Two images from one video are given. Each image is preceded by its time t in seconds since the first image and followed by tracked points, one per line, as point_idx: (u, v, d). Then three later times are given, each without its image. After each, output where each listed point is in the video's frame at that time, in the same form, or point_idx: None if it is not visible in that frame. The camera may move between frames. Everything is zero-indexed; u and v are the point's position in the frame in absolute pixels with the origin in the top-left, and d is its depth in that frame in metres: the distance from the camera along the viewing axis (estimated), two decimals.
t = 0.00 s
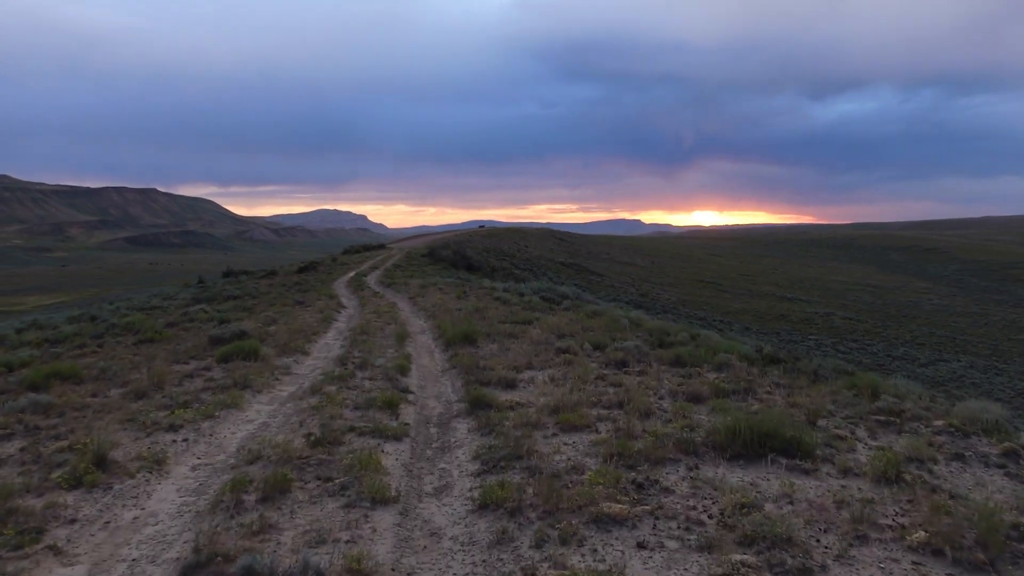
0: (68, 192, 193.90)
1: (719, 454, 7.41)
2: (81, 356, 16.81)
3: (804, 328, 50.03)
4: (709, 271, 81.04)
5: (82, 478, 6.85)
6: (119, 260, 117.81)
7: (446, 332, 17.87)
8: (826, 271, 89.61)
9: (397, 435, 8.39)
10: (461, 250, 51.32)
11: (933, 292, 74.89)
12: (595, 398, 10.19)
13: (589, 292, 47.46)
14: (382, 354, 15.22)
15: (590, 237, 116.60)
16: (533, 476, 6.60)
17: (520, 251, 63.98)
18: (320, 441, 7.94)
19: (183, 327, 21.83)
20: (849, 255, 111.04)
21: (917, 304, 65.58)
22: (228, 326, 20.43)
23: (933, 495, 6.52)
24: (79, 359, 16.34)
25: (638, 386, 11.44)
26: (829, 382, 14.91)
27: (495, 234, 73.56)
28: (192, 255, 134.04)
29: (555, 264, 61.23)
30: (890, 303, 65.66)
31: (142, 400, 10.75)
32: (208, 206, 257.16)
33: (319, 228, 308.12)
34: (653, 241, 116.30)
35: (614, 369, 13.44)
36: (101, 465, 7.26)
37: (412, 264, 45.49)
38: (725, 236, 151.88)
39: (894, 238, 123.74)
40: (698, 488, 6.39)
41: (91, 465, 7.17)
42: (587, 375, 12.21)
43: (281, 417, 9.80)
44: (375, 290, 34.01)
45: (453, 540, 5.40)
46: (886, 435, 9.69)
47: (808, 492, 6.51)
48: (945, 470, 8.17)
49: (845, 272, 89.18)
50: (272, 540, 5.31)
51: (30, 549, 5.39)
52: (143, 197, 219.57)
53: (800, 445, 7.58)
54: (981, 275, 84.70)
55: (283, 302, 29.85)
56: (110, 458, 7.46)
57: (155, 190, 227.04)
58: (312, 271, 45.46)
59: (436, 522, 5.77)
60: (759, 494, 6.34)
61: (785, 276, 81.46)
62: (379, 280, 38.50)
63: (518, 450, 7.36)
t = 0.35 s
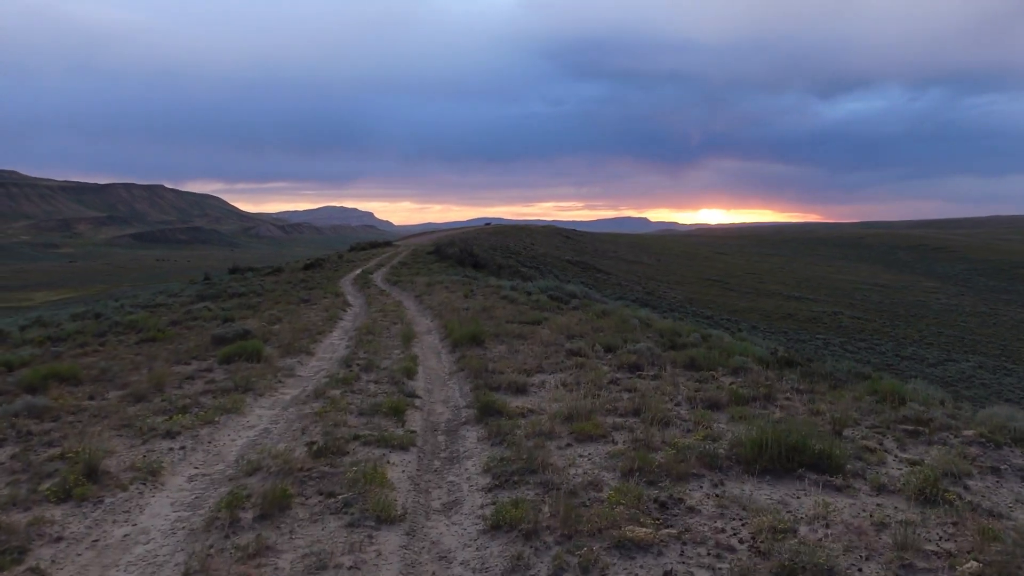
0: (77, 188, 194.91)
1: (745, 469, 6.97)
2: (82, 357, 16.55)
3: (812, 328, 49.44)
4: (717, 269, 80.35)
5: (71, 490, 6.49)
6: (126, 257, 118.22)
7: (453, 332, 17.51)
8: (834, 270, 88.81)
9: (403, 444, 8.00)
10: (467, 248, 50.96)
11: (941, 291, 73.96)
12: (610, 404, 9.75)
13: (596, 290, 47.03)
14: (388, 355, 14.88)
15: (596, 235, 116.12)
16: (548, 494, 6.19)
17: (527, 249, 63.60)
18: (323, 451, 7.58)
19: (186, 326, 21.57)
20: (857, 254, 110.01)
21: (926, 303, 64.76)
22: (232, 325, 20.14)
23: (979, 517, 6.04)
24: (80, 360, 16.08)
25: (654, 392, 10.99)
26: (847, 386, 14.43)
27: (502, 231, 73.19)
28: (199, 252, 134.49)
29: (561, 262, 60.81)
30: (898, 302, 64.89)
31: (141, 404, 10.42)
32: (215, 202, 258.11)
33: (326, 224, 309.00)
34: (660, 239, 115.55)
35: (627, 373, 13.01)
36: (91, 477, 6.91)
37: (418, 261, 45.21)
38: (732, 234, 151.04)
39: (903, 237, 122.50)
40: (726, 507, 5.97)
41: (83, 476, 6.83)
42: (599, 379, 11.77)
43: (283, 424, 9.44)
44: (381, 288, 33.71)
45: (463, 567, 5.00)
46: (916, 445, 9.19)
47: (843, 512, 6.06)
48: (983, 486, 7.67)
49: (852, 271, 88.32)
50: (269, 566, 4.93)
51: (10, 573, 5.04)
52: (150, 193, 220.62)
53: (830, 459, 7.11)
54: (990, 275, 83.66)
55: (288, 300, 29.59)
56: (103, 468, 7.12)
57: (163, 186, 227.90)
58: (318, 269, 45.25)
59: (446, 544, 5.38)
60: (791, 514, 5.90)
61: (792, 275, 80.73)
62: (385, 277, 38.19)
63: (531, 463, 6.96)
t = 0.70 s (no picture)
0: (80, 185, 195.15)
1: (764, 475, 6.55)
2: (76, 356, 16.21)
3: (816, 324, 48.95)
4: (720, 265, 79.77)
5: (46, 500, 6.12)
6: (129, 254, 118.28)
7: (455, 330, 17.11)
8: (837, 267, 88.24)
9: (401, 448, 7.60)
10: (469, 244, 50.58)
11: (945, 287, 73.28)
12: (617, 405, 9.33)
13: (598, 287, 46.61)
14: (388, 354, 14.48)
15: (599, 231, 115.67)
16: (553, 503, 5.79)
17: (530, 245, 63.21)
18: (315, 455, 7.19)
19: (184, 324, 21.23)
20: (860, 250, 109.30)
21: (930, 299, 64.14)
22: (229, 322, 19.79)
23: (1017, 528, 5.59)
24: (74, 359, 15.75)
25: (662, 392, 10.58)
26: (860, 385, 13.98)
27: (504, 228, 72.81)
28: (202, 248, 134.56)
29: (564, 258, 60.41)
30: (902, 298, 64.27)
31: (130, 406, 10.05)
32: (218, 199, 258.24)
33: (329, 222, 308.97)
34: (662, 235, 114.91)
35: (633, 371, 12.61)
36: (70, 485, 6.53)
37: (419, 258, 44.83)
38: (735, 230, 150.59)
39: (906, 233, 121.78)
40: (745, 517, 5.56)
41: (60, 485, 6.45)
42: (605, 379, 11.33)
43: (277, 426, 9.06)
44: (383, 285, 33.37)
45: None
46: (939, 447, 8.74)
47: (870, 523, 5.63)
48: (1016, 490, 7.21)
49: (856, 268, 87.72)
50: None
51: None
52: (153, 191, 220.69)
53: (854, 464, 6.67)
54: (994, 271, 82.93)
55: (288, 297, 29.23)
56: (84, 476, 6.74)
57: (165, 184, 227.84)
58: (320, 266, 44.93)
59: (444, 560, 4.99)
60: (814, 525, 5.49)
61: (796, 271, 80.19)
62: (387, 274, 37.84)
63: (535, 468, 6.56)
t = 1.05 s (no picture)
0: (84, 183, 195.47)
1: (788, 488, 6.12)
2: (72, 357, 15.89)
3: (821, 318, 48.43)
4: (724, 260, 79.16)
5: (23, 516, 5.75)
6: (133, 251, 118.43)
7: (458, 328, 16.71)
8: (842, 261, 87.60)
9: (401, 458, 7.21)
10: (473, 240, 50.18)
11: (951, 281, 72.50)
12: (628, 409, 8.91)
13: (602, 283, 46.17)
14: (389, 354, 14.10)
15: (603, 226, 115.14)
16: (563, 522, 5.38)
17: (533, 241, 62.77)
18: (310, 466, 6.79)
19: (184, 323, 20.91)
20: (865, 244, 108.38)
21: (936, 293, 63.42)
22: (229, 321, 19.45)
23: None
24: (70, 360, 15.43)
25: (674, 395, 10.16)
26: (874, 384, 13.53)
27: (508, 224, 72.35)
28: (206, 246, 134.56)
29: (568, 254, 59.97)
30: (907, 292, 63.61)
31: (121, 411, 9.70)
32: (223, 196, 258.60)
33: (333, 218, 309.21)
34: (667, 230, 114.33)
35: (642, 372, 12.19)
36: (50, 499, 6.17)
37: (422, 254, 44.47)
38: (739, 225, 149.59)
39: (911, 227, 120.75)
40: (771, 537, 5.12)
41: (39, 499, 6.09)
42: (614, 381, 10.91)
43: (272, 433, 8.68)
44: (386, 282, 33.01)
45: None
46: (968, 453, 8.27)
47: (907, 544, 5.18)
48: None
49: (861, 262, 87.06)
50: None
51: None
52: (158, 188, 221.06)
53: (885, 476, 6.22)
54: (1000, 265, 82.05)
55: (290, 294, 28.91)
56: (65, 488, 6.37)
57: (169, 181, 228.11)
58: (323, 263, 44.60)
59: None
60: (846, 547, 5.05)
61: (801, 266, 79.56)
62: (390, 271, 37.45)
63: (543, 481, 6.15)
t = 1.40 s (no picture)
0: (88, 180, 195.67)
1: (821, 503, 5.65)
2: (68, 357, 15.55)
3: (827, 316, 47.91)
4: (729, 258, 78.57)
5: None
6: (137, 248, 118.61)
7: (463, 327, 16.29)
8: (847, 258, 86.90)
9: (405, 467, 6.79)
10: (476, 237, 49.77)
11: (957, 279, 71.77)
12: (643, 414, 8.45)
13: (606, 280, 45.73)
14: (392, 354, 13.69)
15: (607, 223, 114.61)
16: (580, 542, 4.95)
17: (538, 238, 62.31)
18: (308, 476, 6.37)
19: (183, 321, 20.56)
20: (869, 241, 107.58)
21: (941, 291, 62.77)
22: (229, 319, 19.09)
23: None
24: (66, 359, 15.09)
25: (690, 398, 9.69)
26: (894, 385, 13.05)
27: (512, 221, 71.88)
28: (211, 243, 134.60)
29: (572, 252, 59.52)
30: (913, 290, 62.96)
31: (113, 414, 9.31)
32: (226, 194, 258.87)
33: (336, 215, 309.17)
34: (671, 227, 113.71)
35: (655, 374, 11.73)
36: (29, 512, 5.78)
37: (425, 251, 44.09)
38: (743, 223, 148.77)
39: (916, 224, 119.82)
40: (808, 561, 4.67)
41: (16, 513, 5.70)
42: (626, 383, 10.45)
43: (270, 438, 8.28)
44: (389, 279, 32.61)
45: None
46: (1003, 461, 7.78)
47: (957, 568, 4.72)
48: None
49: (866, 259, 86.43)
50: None
51: None
52: (161, 184, 221.09)
53: (926, 491, 5.74)
54: (1006, 262, 81.29)
55: (293, 292, 28.55)
56: (45, 501, 5.97)
57: (174, 178, 228.33)
58: (326, 260, 44.25)
59: None
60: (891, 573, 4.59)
61: (806, 263, 78.97)
62: (393, 268, 37.08)
63: (557, 494, 5.71)
